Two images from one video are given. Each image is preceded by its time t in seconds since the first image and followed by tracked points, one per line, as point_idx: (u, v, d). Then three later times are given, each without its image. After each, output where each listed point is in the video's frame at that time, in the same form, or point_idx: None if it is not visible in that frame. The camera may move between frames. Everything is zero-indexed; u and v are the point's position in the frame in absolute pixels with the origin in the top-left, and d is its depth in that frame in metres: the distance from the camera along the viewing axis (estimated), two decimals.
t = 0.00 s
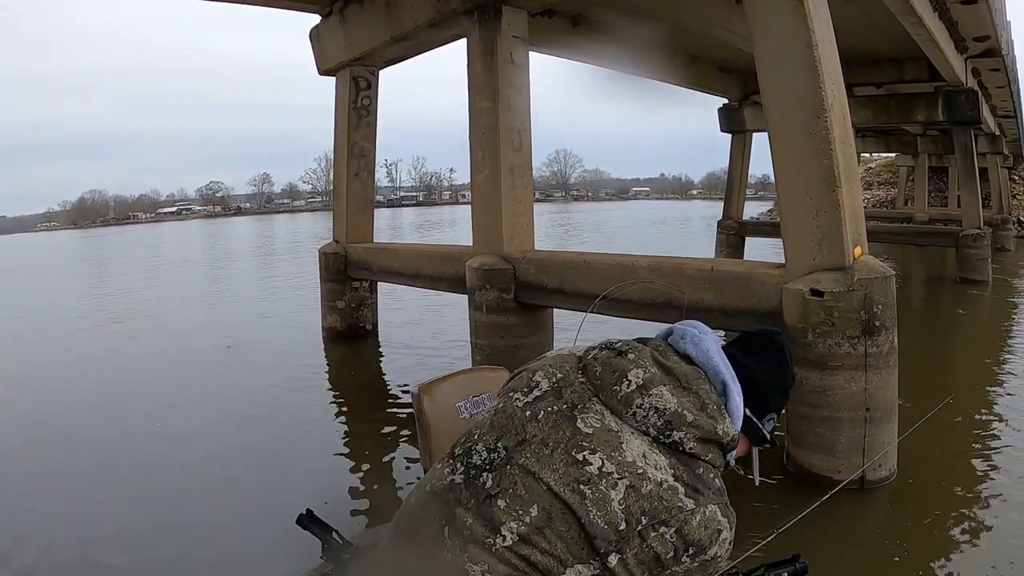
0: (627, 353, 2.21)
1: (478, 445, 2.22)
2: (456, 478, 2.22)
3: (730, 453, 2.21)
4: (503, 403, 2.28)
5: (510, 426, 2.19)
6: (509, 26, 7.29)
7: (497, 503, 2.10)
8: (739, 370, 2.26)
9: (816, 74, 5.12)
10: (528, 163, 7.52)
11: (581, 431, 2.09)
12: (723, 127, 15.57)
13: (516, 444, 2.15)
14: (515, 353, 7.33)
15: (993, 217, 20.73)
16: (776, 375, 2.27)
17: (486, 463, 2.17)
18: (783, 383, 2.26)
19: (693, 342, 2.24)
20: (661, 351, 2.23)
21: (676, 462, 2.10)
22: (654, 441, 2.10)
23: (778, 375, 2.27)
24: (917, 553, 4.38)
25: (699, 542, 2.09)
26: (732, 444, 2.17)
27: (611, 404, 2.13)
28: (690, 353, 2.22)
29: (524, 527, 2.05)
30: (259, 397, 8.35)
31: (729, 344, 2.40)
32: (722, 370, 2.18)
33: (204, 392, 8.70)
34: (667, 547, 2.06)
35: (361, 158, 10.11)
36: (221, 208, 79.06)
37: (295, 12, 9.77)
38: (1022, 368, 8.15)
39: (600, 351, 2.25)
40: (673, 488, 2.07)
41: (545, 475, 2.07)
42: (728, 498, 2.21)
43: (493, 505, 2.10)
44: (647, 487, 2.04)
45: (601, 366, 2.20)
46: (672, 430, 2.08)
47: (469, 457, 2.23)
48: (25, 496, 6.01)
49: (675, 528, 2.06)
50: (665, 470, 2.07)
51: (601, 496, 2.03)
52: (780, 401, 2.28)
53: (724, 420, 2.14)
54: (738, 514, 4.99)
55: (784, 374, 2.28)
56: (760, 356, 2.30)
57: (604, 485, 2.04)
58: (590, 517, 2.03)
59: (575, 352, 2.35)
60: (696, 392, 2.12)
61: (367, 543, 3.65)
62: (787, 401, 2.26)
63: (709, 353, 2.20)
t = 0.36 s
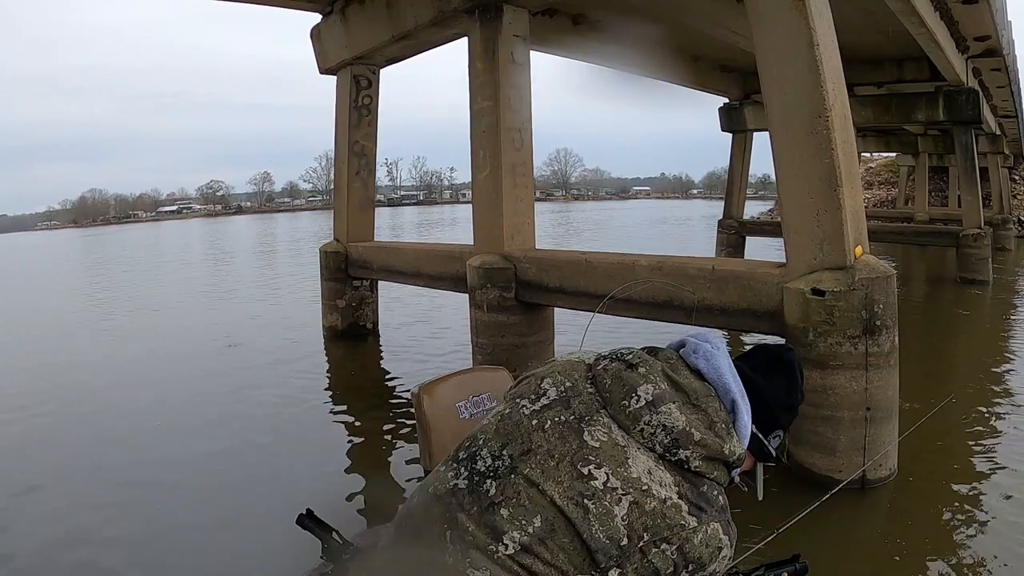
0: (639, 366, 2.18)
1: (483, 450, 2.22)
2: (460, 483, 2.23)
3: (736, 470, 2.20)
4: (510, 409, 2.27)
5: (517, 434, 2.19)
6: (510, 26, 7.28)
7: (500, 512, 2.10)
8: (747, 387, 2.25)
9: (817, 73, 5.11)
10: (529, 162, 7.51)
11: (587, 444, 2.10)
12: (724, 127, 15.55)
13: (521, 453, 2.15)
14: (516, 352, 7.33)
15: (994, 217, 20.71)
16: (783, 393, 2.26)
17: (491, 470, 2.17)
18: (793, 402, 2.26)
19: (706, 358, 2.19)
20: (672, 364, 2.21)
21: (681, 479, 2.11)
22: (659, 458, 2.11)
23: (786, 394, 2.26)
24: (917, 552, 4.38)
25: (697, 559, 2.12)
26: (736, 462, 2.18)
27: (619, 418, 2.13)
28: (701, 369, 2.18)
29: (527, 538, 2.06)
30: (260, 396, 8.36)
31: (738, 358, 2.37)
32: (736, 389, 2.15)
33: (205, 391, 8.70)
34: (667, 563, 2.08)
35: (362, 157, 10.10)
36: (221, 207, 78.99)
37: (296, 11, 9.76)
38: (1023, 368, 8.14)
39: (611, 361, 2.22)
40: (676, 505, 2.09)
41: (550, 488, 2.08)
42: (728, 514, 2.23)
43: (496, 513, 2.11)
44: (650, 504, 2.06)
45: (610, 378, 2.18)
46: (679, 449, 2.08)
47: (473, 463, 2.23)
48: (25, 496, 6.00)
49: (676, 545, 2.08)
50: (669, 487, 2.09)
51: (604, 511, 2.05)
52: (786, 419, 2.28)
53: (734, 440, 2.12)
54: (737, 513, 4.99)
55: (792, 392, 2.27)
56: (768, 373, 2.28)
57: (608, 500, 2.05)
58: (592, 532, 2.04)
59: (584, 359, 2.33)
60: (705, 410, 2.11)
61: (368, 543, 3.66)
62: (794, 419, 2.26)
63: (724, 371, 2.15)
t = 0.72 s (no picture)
0: (639, 372, 2.19)
1: (482, 453, 2.21)
2: (459, 486, 2.22)
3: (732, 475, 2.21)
4: (510, 412, 2.27)
5: (516, 439, 2.18)
6: (511, 25, 7.28)
7: (500, 517, 2.10)
8: (745, 392, 2.26)
9: (817, 73, 5.11)
10: (530, 162, 7.52)
11: (588, 450, 2.10)
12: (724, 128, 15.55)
13: (521, 457, 2.15)
14: (517, 352, 7.34)
15: (994, 216, 20.72)
16: (782, 399, 2.26)
17: (490, 474, 2.17)
18: (792, 408, 2.27)
19: (706, 364, 2.20)
20: (672, 370, 2.22)
21: (679, 487, 2.13)
22: (658, 465, 2.12)
23: (784, 400, 2.27)
24: (916, 552, 4.39)
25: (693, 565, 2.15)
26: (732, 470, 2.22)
27: (619, 425, 2.14)
28: (701, 376, 2.19)
29: (526, 544, 2.06)
30: (260, 396, 8.36)
31: (738, 364, 2.38)
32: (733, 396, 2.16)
33: (205, 391, 8.71)
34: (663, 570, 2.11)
35: (362, 157, 10.11)
36: (221, 207, 78.97)
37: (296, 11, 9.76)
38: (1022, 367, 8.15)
39: (611, 367, 2.23)
40: (674, 512, 2.11)
41: (549, 493, 2.08)
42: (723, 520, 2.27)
43: (496, 517, 2.11)
44: (649, 511, 2.08)
45: (611, 384, 2.19)
46: (678, 457, 2.10)
47: (472, 466, 2.22)
48: (25, 497, 6.00)
49: (673, 552, 2.10)
50: (668, 494, 2.11)
51: (604, 518, 2.05)
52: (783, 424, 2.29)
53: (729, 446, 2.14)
54: (735, 513, 4.99)
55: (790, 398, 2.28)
56: (767, 378, 2.29)
57: (607, 506, 2.06)
58: (591, 538, 2.05)
59: (584, 364, 2.34)
60: (705, 418, 2.13)
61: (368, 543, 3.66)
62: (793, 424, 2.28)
63: (722, 377, 2.17)
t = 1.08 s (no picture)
0: (635, 370, 2.20)
1: (478, 452, 2.23)
2: (455, 485, 2.23)
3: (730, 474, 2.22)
4: (506, 412, 2.28)
5: (511, 436, 2.20)
6: (511, 26, 7.29)
7: (494, 514, 2.10)
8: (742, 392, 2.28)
9: (818, 74, 5.11)
10: (530, 162, 7.52)
11: (582, 448, 2.11)
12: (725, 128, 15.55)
13: (516, 456, 2.16)
14: (517, 352, 7.34)
15: (994, 217, 20.73)
16: (780, 398, 2.29)
17: (485, 472, 2.18)
18: (788, 407, 2.29)
19: (702, 363, 2.22)
20: (669, 369, 2.23)
21: (675, 484, 2.13)
22: (654, 462, 2.13)
23: (781, 397, 2.29)
24: (916, 553, 4.39)
25: (690, 564, 2.14)
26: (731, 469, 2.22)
27: (614, 422, 2.15)
28: (697, 374, 2.21)
29: (522, 541, 2.06)
30: (261, 396, 8.37)
31: (735, 363, 2.40)
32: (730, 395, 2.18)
33: (205, 391, 8.71)
34: (659, 569, 2.10)
35: (363, 157, 10.12)
36: (221, 207, 78.96)
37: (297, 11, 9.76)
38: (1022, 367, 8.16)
39: (606, 365, 2.24)
40: (671, 510, 2.10)
41: (544, 491, 2.09)
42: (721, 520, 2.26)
43: (490, 516, 2.11)
44: (645, 509, 2.07)
45: (606, 382, 2.20)
46: (674, 454, 2.10)
47: (468, 465, 2.23)
48: (25, 496, 6.00)
49: (669, 550, 2.10)
50: (663, 492, 2.10)
51: (598, 516, 2.05)
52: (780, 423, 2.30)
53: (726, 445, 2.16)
54: (733, 513, 4.99)
55: (787, 397, 2.30)
56: (766, 379, 2.31)
57: (602, 504, 2.06)
58: (585, 535, 2.05)
59: (581, 364, 2.35)
60: (701, 416, 2.14)
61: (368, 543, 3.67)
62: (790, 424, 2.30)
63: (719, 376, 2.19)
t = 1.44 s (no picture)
0: (599, 337, 2.23)
1: (455, 439, 2.32)
2: (436, 474, 2.32)
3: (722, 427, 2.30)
4: (481, 397, 2.36)
5: (485, 418, 2.28)
6: (512, 26, 7.29)
7: (466, 496, 2.19)
8: (723, 351, 2.41)
9: (818, 74, 5.12)
10: (530, 162, 7.52)
11: (548, 418, 2.14)
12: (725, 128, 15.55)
13: (486, 436, 2.23)
14: (518, 352, 7.34)
15: (994, 217, 20.73)
16: (760, 352, 2.43)
17: (460, 457, 2.26)
18: (770, 360, 2.45)
19: (667, 322, 2.27)
20: (636, 335, 2.26)
21: (648, 445, 2.11)
22: (624, 424, 2.12)
23: (760, 352, 2.43)
24: (917, 553, 4.40)
25: (673, 528, 2.08)
26: (714, 429, 2.21)
27: (579, 389, 2.17)
28: (665, 334, 2.26)
29: (494, 517, 2.14)
30: (261, 396, 8.36)
31: (714, 325, 2.54)
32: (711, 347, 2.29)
33: (205, 391, 8.71)
34: (637, 535, 2.07)
35: (363, 157, 10.12)
36: (221, 207, 78.95)
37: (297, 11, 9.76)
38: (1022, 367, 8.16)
39: (574, 337, 2.28)
40: (644, 472, 2.08)
41: (511, 465, 2.14)
42: (712, 484, 2.19)
43: (463, 498, 2.19)
44: (615, 473, 2.06)
45: (572, 352, 2.24)
46: (641, 414, 2.10)
47: (446, 453, 2.32)
48: (25, 497, 6.00)
49: (645, 514, 2.06)
50: (634, 454, 2.08)
51: (565, 484, 2.07)
52: (761, 376, 2.44)
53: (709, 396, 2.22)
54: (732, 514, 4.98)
55: (765, 351, 2.44)
56: (746, 336, 2.45)
57: (568, 472, 2.08)
58: (553, 506, 2.07)
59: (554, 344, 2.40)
60: (671, 374, 2.16)
61: (368, 543, 3.67)
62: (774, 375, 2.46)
63: (697, 328, 2.29)
